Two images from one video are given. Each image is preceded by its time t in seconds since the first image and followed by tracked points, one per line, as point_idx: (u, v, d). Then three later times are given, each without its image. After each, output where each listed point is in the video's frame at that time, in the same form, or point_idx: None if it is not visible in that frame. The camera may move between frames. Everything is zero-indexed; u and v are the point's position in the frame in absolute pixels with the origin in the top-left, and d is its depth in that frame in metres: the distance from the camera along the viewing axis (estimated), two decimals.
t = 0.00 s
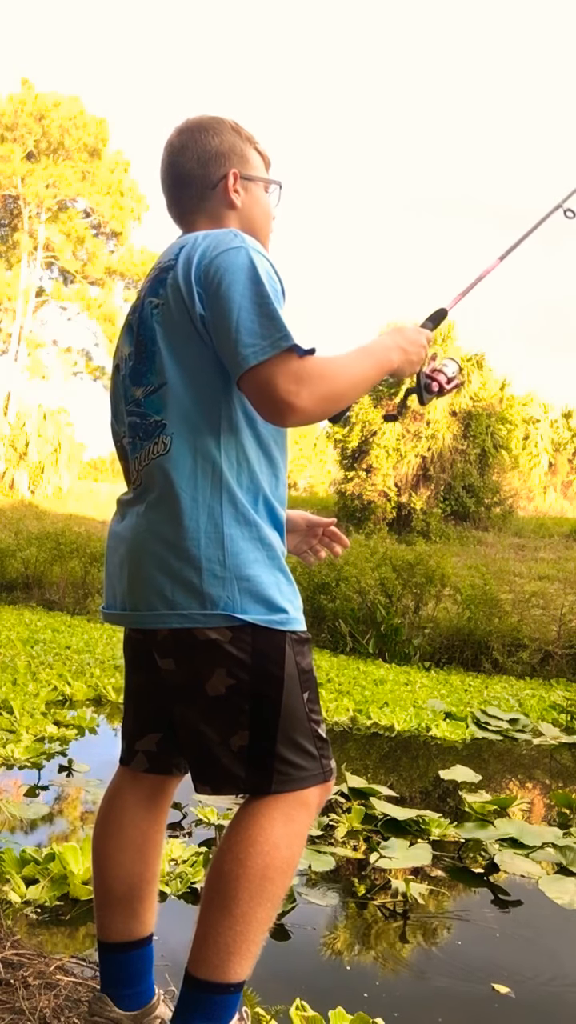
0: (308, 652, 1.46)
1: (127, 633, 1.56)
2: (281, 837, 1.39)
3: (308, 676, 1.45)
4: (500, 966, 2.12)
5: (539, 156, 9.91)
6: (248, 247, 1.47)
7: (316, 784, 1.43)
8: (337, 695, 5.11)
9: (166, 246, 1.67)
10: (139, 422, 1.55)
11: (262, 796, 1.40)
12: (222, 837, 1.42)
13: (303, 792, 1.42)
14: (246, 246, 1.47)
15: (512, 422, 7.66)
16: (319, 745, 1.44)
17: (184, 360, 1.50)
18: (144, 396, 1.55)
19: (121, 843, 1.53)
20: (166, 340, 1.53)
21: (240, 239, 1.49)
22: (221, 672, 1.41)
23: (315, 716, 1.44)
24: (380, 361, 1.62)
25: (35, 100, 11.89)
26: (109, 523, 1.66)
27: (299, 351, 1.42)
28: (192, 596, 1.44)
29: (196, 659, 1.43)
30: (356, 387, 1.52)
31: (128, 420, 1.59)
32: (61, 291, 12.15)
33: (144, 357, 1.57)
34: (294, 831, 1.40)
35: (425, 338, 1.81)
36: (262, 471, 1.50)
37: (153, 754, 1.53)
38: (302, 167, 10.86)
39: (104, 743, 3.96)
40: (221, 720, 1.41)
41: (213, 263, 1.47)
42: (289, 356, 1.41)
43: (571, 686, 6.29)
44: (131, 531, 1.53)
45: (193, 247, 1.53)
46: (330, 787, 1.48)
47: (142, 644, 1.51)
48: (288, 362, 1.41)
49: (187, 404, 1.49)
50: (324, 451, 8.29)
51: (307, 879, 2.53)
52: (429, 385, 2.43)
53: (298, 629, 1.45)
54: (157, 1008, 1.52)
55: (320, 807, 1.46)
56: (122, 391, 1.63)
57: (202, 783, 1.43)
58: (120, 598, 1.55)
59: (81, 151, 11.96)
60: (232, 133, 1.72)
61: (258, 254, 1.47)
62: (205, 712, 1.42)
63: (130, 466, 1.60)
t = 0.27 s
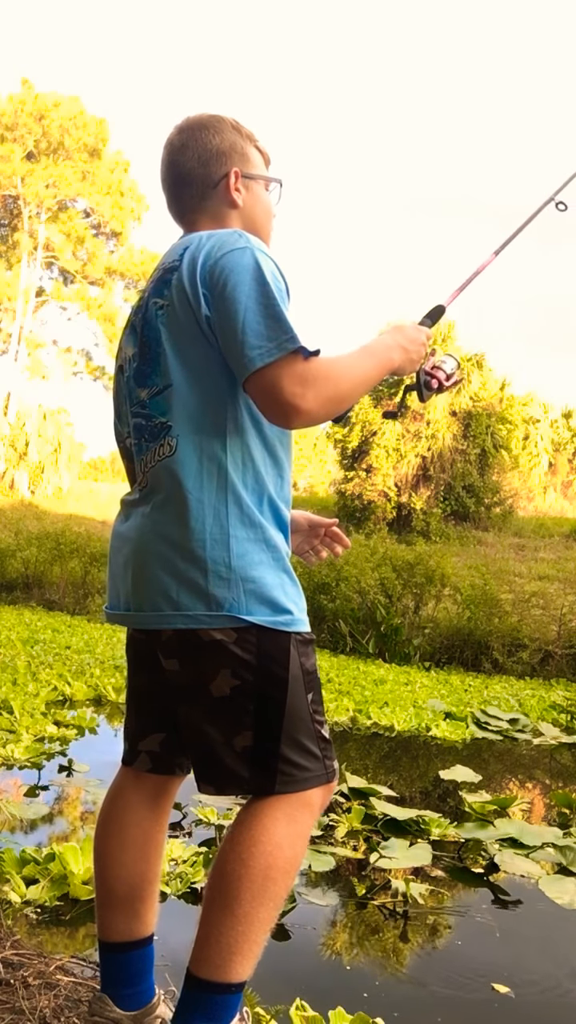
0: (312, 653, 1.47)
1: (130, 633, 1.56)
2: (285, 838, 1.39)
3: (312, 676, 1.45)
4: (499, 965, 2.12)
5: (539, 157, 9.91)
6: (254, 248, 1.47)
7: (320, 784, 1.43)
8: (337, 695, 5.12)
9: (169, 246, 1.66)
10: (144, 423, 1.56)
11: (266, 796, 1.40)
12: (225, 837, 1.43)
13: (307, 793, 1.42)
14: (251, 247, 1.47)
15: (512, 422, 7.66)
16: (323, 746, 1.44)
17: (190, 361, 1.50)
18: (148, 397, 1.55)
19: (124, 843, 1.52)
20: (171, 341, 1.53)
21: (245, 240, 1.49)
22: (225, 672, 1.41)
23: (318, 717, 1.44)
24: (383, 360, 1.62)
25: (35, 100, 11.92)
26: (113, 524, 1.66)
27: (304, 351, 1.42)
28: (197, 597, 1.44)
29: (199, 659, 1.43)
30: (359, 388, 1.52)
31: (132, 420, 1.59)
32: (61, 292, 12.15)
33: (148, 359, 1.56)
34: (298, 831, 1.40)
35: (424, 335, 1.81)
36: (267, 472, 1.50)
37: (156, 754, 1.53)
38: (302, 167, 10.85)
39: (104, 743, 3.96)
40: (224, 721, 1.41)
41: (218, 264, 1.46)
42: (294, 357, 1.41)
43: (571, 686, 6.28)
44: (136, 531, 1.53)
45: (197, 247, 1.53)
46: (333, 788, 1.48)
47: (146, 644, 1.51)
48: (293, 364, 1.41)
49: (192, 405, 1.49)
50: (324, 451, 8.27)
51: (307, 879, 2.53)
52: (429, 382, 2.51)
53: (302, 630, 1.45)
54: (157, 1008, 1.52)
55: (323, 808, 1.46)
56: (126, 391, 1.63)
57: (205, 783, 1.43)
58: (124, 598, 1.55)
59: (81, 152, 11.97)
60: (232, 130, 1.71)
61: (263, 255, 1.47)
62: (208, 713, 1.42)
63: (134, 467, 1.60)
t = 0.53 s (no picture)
0: (314, 652, 1.46)
1: (133, 633, 1.56)
2: (287, 838, 1.39)
3: (314, 677, 1.45)
4: (500, 965, 2.12)
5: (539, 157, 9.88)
6: (256, 247, 1.46)
7: (321, 785, 1.43)
8: (337, 696, 5.11)
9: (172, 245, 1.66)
10: (147, 423, 1.55)
11: (268, 796, 1.40)
12: (227, 836, 1.42)
13: (308, 793, 1.42)
14: (253, 247, 1.47)
15: (512, 422, 7.67)
16: (325, 745, 1.44)
17: (193, 361, 1.50)
18: (151, 397, 1.55)
19: (125, 844, 1.52)
20: (175, 340, 1.53)
21: (248, 239, 1.49)
22: (228, 672, 1.41)
23: (321, 716, 1.44)
24: (380, 367, 1.62)
25: (35, 100, 11.84)
26: (114, 523, 1.65)
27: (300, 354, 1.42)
28: (200, 597, 1.43)
29: (202, 659, 1.43)
30: (355, 395, 1.52)
31: (135, 420, 1.59)
32: (61, 292, 12.13)
33: (151, 359, 1.56)
34: (299, 831, 1.40)
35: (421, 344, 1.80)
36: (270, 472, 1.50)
37: (158, 754, 1.53)
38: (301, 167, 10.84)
39: (104, 743, 3.96)
40: (227, 721, 1.41)
41: (220, 263, 1.46)
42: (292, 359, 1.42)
43: (571, 685, 6.28)
44: (138, 531, 1.53)
45: (199, 246, 1.53)
46: (334, 788, 1.48)
47: (148, 644, 1.51)
48: (289, 369, 1.41)
49: (194, 405, 1.49)
50: (324, 451, 8.31)
51: (307, 879, 2.53)
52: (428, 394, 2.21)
53: (304, 629, 1.45)
54: (157, 1008, 1.51)
55: (324, 808, 1.46)
56: (129, 391, 1.63)
57: (208, 783, 1.43)
58: (126, 598, 1.55)
59: (81, 152, 11.92)
60: (235, 130, 1.71)
61: (266, 255, 1.47)
62: (211, 713, 1.42)
63: (137, 466, 1.59)
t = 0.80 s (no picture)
0: (313, 652, 1.47)
1: (132, 632, 1.56)
2: (286, 836, 1.39)
3: (313, 676, 1.45)
4: (499, 965, 2.12)
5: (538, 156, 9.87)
6: (248, 247, 1.47)
7: (320, 784, 1.43)
8: (337, 695, 5.11)
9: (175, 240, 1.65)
10: (143, 422, 1.56)
11: (267, 796, 1.40)
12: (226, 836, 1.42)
13: (308, 792, 1.42)
14: (245, 247, 1.47)
15: (512, 422, 7.68)
16: (324, 745, 1.44)
17: (186, 359, 1.50)
18: (147, 396, 1.55)
19: (124, 844, 1.52)
20: (169, 339, 1.53)
21: (241, 239, 1.49)
22: (227, 672, 1.41)
23: (320, 717, 1.44)
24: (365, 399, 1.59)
25: (35, 100, 11.82)
26: (113, 523, 1.65)
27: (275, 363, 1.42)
28: (197, 595, 1.43)
29: (201, 658, 1.42)
30: (327, 422, 1.49)
31: (132, 419, 1.59)
32: (61, 292, 12.10)
33: (147, 358, 1.57)
34: (298, 831, 1.40)
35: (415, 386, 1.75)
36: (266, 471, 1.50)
37: (157, 754, 1.53)
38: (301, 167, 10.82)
39: (104, 743, 3.96)
40: (226, 720, 1.41)
41: (212, 262, 1.47)
42: (266, 368, 1.41)
43: (571, 685, 6.27)
44: (137, 530, 1.53)
45: (194, 246, 1.53)
46: (333, 787, 1.48)
47: (147, 644, 1.51)
48: (258, 380, 1.41)
49: (188, 404, 1.49)
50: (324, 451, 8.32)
51: (307, 879, 2.53)
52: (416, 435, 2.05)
53: (303, 629, 1.46)
54: (157, 1008, 1.51)
55: (323, 807, 1.46)
56: (125, 390, 1.63)
57: (207, 783, 1.43)
58: (125, 598, 1.55)
59: (81, 152, 11.92)
60: (247, 133, 1.71)
61: (257, 255, 1.47)
62: (210, 712, 1.42)
63: (134, 465, 1.59)
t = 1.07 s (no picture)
0: (307, 652, 1.46)
1: (128, 633, 1.56)
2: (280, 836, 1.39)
3: (308, 675, 1.45)
4: (500, 965, 2.12)
5: (537, 157, 9.89)
6: (229, 244, 1.45)
7: (316, 782, 1.43)
8: (337, 695, 5.11)
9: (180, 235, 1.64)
10: (135, 422, 1.57)
11: (263, 795, 1.40)
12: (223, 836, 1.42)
13: (303, 791, 1.42)
14: (230, 245, 1.45)
15: (512, 422, 7.74)
16: (319, 744, 1.44)
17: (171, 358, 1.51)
18: (138, 397, 1.57)
19: (122, 844, 1.52)
20: (157, 339, 1.53)
21: (223, 238, 1.48)
22: (221, 672, 1.40)
23: (315, 717, 1.44)
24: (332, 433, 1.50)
25: (35, 100, 11.87)
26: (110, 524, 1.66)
27: (241, 365, 1.37)
28: (189, 595, 1.43)
29: (196, 657, 1.43)
30: (285, 439, 1.40)
31: (125, 421, 1.60)
32: (61, 292, 12.10)
33: (138, 359, 1.58)
34: (292, 832, 1.40)
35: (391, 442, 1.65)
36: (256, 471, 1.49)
37: (153, 754, 1.53)
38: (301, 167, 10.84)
39: (104, 742, 3.96)
40: (221, 720, 1.41)
41: (194, 260, 1.46)
42: (228, 372, 1.37)
43: (571, 685, 6.27)
44: (130, 530, 1.53)
45: (181, 246, 1.54)
46: (330, 786, 1.48)
47: (143, 644, 1.51)
48: (216, 374, 1.36)
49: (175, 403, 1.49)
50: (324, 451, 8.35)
51: (307, 879, 2.53)
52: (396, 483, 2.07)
53: (297, 628, 1.45)
54: (157, 1008, 1.51)
55: (320, 806, 1.46)
56: (119, 392, 1.65)
57: (203, 783, 1.43)
58: (120, 598, 1.55)
59: (81, 151, 12.00)
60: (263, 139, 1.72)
61: (238, 252, 1.45)
62: (205, 712, 1.42)
63: (126, 465, 1.60)
